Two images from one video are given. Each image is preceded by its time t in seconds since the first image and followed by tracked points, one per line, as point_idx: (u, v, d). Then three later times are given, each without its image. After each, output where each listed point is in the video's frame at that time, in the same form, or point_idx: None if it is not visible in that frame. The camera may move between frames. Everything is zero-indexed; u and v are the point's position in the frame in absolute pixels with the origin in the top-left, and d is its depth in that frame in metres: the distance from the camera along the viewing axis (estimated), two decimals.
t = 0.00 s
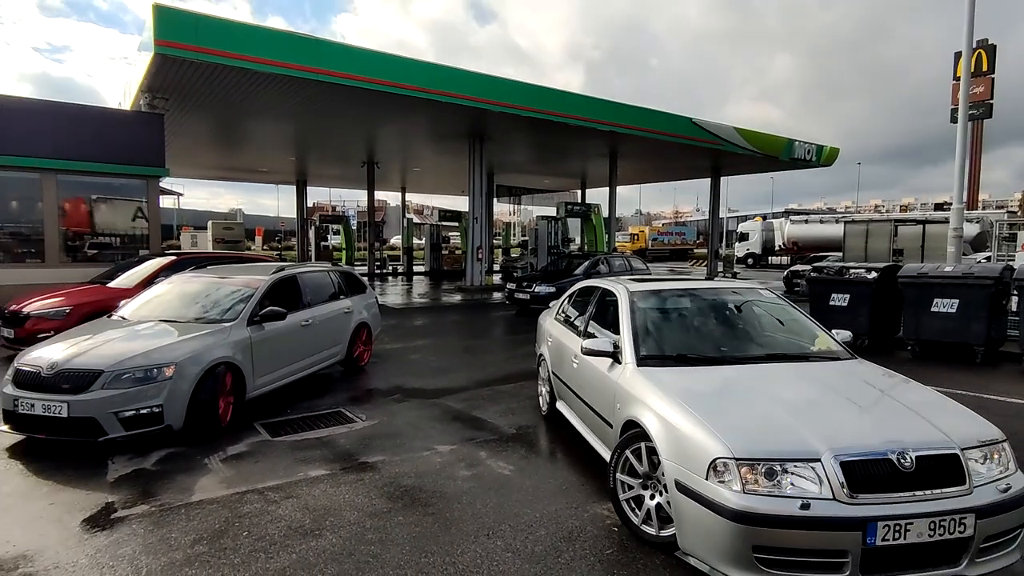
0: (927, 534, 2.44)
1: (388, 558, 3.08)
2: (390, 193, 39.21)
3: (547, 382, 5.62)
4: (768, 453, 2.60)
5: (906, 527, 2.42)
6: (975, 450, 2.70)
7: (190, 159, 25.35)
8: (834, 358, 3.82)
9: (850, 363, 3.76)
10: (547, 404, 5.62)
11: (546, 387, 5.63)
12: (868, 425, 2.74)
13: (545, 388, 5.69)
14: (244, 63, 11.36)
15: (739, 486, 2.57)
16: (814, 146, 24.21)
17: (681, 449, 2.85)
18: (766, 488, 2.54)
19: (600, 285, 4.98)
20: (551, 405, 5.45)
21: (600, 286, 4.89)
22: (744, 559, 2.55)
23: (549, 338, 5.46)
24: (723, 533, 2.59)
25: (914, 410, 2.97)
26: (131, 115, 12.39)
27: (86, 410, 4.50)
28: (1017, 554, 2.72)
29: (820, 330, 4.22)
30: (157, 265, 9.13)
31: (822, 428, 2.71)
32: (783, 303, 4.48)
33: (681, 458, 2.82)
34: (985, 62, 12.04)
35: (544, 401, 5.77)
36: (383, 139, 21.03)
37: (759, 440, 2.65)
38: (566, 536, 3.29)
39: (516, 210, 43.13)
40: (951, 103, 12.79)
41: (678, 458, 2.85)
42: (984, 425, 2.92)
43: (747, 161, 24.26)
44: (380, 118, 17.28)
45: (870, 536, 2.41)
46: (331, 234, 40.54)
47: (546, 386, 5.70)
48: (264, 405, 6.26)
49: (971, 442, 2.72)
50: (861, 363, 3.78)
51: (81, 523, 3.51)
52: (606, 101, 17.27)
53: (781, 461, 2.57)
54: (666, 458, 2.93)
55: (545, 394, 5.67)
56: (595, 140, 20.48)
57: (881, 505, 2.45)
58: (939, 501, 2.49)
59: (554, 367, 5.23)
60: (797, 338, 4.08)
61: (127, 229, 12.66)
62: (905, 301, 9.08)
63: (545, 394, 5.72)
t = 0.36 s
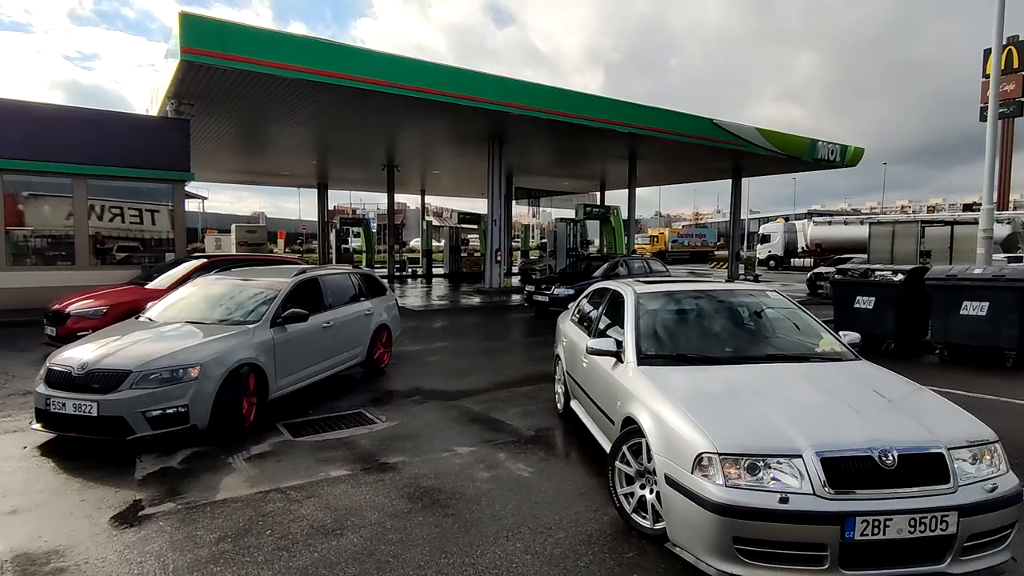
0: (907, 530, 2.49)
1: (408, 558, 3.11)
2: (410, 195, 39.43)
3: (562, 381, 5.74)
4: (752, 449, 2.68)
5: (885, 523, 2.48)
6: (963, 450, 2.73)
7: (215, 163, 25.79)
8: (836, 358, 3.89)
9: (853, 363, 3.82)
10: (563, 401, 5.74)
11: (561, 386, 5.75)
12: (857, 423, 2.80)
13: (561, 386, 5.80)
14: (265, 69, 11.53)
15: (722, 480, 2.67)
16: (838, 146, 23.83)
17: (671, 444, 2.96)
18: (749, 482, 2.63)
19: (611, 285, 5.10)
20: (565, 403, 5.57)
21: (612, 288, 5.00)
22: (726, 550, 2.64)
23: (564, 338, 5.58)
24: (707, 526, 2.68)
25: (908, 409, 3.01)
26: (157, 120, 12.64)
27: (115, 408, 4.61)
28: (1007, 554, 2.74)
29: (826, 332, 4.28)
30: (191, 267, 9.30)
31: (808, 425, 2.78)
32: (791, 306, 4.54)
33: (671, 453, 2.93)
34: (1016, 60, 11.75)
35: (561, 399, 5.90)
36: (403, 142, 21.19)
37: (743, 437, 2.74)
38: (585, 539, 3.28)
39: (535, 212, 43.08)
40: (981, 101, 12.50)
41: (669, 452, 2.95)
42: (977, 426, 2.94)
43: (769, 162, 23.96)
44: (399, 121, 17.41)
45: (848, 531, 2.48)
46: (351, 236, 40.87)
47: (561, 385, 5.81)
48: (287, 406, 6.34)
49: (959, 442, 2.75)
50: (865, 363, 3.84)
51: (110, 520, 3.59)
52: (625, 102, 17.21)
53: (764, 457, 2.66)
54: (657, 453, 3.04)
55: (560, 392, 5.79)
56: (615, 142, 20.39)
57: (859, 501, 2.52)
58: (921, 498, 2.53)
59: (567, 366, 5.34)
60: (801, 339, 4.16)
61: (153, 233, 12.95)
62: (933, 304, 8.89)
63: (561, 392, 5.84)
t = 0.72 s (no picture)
0: (877, 520, 2.56)
1: (423, 555, 3.13)
2: (422, 195, 39.53)
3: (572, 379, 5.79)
4: (728, 440, 2.78)
5: (855, 513, 2.55)
6: (939, 445, 2.79)
7: (229, 163, 25.99)
8: (828, 355, 3.90)
9: (848, 361, 3.83)
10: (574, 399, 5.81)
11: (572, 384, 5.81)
12: (836, 417, 2.88)
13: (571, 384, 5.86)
14: (277, 70, 11.59)
15: (700, 470, 2.78)
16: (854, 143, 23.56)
17: (655, 435, 3.08)
18: (725, 472, 2.73)
19: (616, 284, 5.16)
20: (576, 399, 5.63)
21: (617, 286, 5.07)
22: (702, 536, 2.75)
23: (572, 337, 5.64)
24: (685, 513, 2.79)
25: (891, 405, 3.07)
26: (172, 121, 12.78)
27: (132, 406, 4.67)
28: (984, 545, 2.80)
29: (823, 330, 4.29)
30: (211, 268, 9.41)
31: (787, 419, 2.87)
32: (789, 303, 4.55)
33: (655, 445, 3.05)
34: None
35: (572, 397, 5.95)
36: (415, 142, 21.25)
37: (721, 430, 2.84)
38: (598, 538, 3.28)
39: (547, 212, 43.05)
40: (1000, 97, 12.30)
41: (654, 444, 3.08)
42: (958, 422, 2.99)
43: (783, 160, 23.75)
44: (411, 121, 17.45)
45: (818, 519, 2.56)
46: (364, 236, 41.03)
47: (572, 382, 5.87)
48: (302, 404, 6.40)
49: (935, 437, 2.82)
50: (859, 361, 3.84)
51: (130, 516, 3.65)
52: (638, 101, 17.13)
53: (740, 448, 2.75)
54: (644, 445, 3.16)
55: (571, 390, 5.86)
56: (627, 141, 20.31)
57: (831, 490, 2.60)
58: (891, 489, 2.60)
59: (574, 364, 5.41)
60: (796, 337, 4.17)
61: (171, 234, 13.15)
62: (951, 303, 8.77)
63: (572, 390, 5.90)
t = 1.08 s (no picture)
0: (847, 508, 2.61)
1: (430, 553, 3.13)
2: (429, 194, 39.54)
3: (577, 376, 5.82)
4: (705, 430, 2.86)
5: (826, 501, 2.61)
6: (914, 438, 2.82)
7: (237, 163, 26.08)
8: (815, 351, 3.89)
9: (838, 356, 3.82)
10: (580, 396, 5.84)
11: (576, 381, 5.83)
12: (814, 408, 2.93)
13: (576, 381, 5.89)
14: (289, 70, 11.66)
15: (677, 458, 2.86)
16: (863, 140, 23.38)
17: (638, 426, 3.17)
18: (701, 461, 2.81)
19: (616, 282, 5.20)
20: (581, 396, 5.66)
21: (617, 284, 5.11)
22: (678, 522, 2.84)
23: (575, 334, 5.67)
24: (663, 500, 2.88)
25: (871, 399, 3.10)
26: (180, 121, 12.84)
27: (141, 404, 4.69)
28: (961, 535, 2.83)
29: (813, 326, 4.25)
30: (223, 266, 9.47)
31: (765, 410, 2.93)
32: (782, 300, 4.52)
33: (638, 435, 3.14)
34: None
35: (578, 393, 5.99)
36: (421, 141, 21.25)
37: (699, 421, 2.91)
38: (605, 538, 3.26)
39: (554, 210, 42.98)
40: (1011, 93, 12.17)
41: (637, 434, 3.17)
42: (936, 415, 3.02)
43: (791, 157, 23.60)
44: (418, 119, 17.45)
45: (789, 507, 2.63)
46: (371, 234, 41.12)
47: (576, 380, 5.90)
48: (309, 403, 6.40)
49: (910, 430, 2.85)
50: (848, 357, 3.82)
51: (138, 513, 3.67)
52: (647, 98, 17.05)
53: (717, 438, 2.82)
54: (629, 435, 3.25)
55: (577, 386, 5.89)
56: (634, 138, 20.24)
57: (802, 479, 2.66)
58: (862, 479, 2.65)
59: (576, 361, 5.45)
60: (784, 334, 4.15)
61: (179, 233, 13.22)
62: (962, 301, 8.68)
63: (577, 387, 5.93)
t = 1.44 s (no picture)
0: (817, 494, 2.70)
1: (440, 550, 3.15)
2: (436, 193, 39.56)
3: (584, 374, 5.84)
4: (684, 419, 2.97)
5: (797, 487, 2.71)
6: (887, 428, 2.89)
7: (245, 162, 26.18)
8: (805, 347, 3.89)
9: (824, 351, 3.83)
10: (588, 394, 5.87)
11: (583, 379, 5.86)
12: (790, 399, 3.02)
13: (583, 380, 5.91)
14: (296, 69, 11.69)
15: (658, 446, 2.98)
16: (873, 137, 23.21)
17: (624, 415, 3.29)
18: (679, 448, 2.93)
19: (618, 280, 5.23)
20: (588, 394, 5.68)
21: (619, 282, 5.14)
22: (658, 507, 2.96)
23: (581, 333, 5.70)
24: (644, 485, 3.01)
25: (849, 390, 3.16)
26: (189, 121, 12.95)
27: (153, 402, 4.74)
28: (932, 522, 2.91)
29: (805, 321, 4.24)
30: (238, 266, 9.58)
31: (742, 401, 3.02)
32: (779, 297, 4.49)
33: (625, 424, 3.26)
34: None
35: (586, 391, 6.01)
36: (429, 140, 21.28)
37: (679, 410, 3.03)
38: (613, 535, 3.26)
39: (562, 209, 42.90)
40: None
41: (624, 423, 3.29)
42: (911, 406, 3.07)
43: (800, 155, 23.46)
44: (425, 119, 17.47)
45: (761, 492, 2.73)
46: (378, 234, 41.19)
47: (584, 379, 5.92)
48: (318, 401, 6.42)
49: (883, 420, 2.91)
50: (835, 352, 3.82)
51: (152, 509, 3.71)
52: (655, 96, 16.99)
53: (695, 426, 2.93)
54: (617, 425, 3.37)
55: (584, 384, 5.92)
56: (641, 137, 20.18)
57: (774, 466, 2.76)
58: (833, 467, 2.74)
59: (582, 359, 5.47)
60: (776, 330, 4.14)
61: (190, 233, 13.33)
62: (973, 299, 8.61)
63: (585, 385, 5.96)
